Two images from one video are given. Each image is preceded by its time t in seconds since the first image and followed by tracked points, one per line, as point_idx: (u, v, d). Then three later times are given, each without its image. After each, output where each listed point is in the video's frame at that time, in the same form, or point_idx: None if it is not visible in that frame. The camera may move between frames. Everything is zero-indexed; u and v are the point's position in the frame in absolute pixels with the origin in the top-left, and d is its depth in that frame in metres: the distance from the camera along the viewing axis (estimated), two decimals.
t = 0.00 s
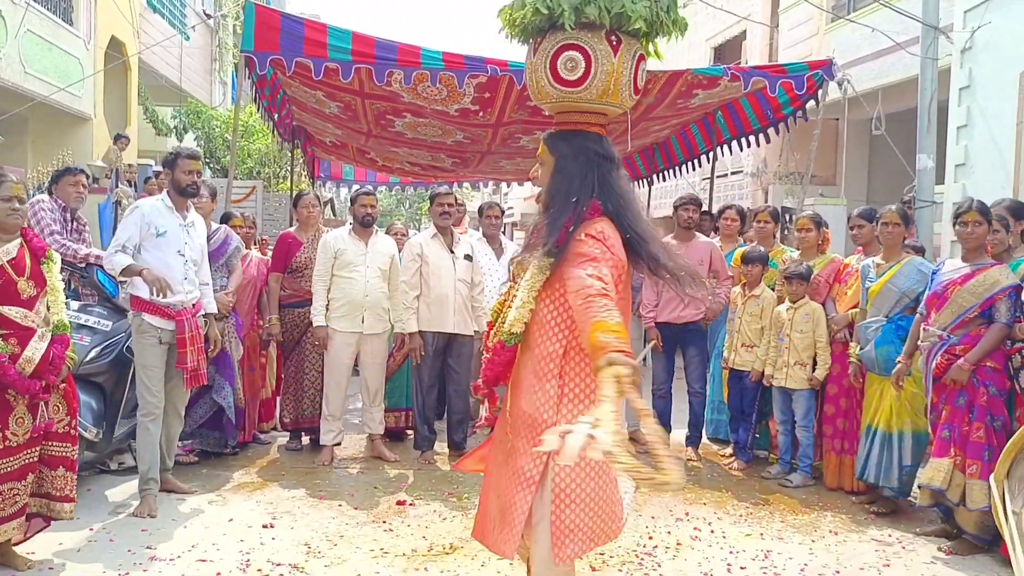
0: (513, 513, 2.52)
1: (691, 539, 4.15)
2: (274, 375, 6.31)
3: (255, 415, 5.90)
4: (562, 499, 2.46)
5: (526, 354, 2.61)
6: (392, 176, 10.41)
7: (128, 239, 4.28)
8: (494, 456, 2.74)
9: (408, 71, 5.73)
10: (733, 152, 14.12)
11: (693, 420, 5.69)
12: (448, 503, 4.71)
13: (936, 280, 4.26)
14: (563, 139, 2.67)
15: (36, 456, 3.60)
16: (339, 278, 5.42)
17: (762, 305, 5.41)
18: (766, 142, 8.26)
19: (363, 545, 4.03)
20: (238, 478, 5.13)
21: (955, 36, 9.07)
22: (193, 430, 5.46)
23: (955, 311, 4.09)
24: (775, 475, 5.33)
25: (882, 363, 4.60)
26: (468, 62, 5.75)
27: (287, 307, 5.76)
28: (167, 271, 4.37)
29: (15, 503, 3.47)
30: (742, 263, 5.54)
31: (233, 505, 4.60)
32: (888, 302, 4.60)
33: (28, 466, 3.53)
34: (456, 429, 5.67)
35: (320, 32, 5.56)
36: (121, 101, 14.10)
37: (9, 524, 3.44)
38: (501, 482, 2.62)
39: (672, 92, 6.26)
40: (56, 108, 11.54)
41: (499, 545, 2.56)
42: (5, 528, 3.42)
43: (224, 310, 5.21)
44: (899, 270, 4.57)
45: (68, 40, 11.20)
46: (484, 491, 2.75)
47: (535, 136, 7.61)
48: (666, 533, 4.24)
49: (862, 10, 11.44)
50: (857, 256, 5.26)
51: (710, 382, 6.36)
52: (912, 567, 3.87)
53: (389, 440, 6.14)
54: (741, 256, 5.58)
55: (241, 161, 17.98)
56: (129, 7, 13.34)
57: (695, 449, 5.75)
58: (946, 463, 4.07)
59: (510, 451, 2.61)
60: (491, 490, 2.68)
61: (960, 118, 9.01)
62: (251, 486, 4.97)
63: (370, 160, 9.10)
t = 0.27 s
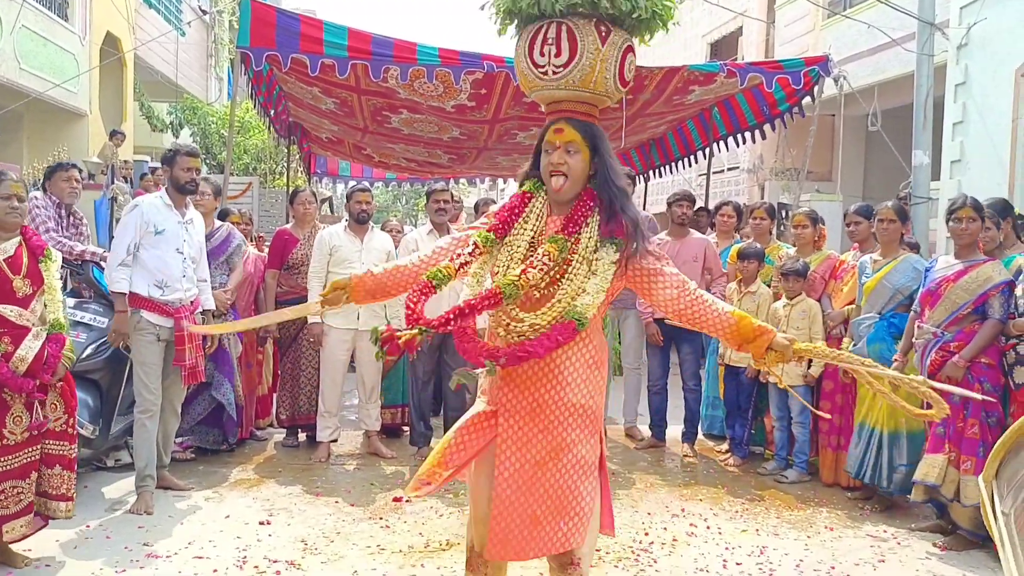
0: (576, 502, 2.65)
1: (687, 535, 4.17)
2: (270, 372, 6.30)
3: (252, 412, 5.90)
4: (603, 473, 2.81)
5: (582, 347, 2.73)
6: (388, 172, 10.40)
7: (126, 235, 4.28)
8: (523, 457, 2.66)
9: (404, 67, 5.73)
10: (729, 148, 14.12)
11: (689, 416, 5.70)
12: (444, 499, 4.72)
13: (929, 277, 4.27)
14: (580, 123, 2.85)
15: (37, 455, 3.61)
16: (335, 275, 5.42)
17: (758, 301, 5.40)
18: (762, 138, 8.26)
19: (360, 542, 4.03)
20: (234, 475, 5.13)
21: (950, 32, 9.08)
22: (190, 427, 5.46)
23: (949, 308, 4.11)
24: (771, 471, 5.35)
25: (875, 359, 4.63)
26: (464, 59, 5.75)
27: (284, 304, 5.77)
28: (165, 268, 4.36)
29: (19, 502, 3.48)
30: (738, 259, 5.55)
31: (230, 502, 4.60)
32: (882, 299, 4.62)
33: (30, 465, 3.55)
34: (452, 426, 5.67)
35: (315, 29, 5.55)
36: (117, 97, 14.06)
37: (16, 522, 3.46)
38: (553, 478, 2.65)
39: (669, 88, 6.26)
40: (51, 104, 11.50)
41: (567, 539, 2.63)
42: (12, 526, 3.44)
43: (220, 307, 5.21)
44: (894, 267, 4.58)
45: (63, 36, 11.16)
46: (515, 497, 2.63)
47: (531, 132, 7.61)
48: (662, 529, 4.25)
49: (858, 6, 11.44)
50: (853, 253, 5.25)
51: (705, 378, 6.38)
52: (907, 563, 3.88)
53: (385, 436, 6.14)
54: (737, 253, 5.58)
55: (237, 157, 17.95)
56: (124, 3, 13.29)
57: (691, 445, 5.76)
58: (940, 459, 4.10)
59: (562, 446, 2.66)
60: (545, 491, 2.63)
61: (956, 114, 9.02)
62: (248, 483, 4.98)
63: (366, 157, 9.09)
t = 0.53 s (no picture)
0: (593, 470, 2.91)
1: (683, 532, 4.17)
2: (267, 369, 6.30)
3: (249, 409, 5.90)
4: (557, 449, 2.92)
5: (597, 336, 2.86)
6: (385, 169, 10.40)
7: (122, 232, 4.27)
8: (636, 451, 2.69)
9: (400, 64, 5.72)
10: (726, 145, 14.13)
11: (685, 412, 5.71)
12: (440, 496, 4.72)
13: (923, 274, 4.27)
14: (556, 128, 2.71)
15: (32, 453, 3.59)
16: (331, 271, 5.42)
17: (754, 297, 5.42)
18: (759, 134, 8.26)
19: (356, 538, 4.04)
20: (231, 472, 5.13)
21: (947, 28, 9.09)
22: (187, 424, 5.46)
23: (942, 304, 4.11)
24: (767, 468, 5.36)
25: (867, 357, 4.62)
26: (461, 55, 5.74)
27: (280, 301, 5.77)
28: (160, 266, 4.35)
29: (14, 500, 3.47)
30: (733, 256, 5.56)
31: (226, 499, 4.60)
32: (878, 295, 4.63)
33: (24, 463, 3.54)
34: (448, 423, 5.67)
35: (311, 25, 5.54)
36: (112, 93, 14.03)
37: (9, 520, 3.45)
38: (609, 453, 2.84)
39: (665, 84, 6.25)
40: (46, 101, 11.47)
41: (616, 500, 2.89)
42: (4, 524, 3.43)
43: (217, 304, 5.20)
44: (889, 264, 4.59)
45: (59, 33, 11.13)
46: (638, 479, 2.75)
47: (528, 128, 7.61)
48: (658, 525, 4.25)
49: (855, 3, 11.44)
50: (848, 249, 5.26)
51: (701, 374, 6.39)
52: (902, 559, 3.89)
53: (382, 433, 6.14)
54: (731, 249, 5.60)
55: (234, 154, 17.94)
56: None
57: (687, 442, 5.77)
58: (932, 454, 4.11)
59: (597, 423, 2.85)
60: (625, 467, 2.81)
61: (952, 111, 9.03)
62: (244, 480, 4.98)
63: (363, 153, 9.08)
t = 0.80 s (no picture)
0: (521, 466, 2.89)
1: (680, 529, 4.18)
2: (264, 367, 6.29)
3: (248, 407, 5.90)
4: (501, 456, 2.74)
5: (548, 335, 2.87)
6: (382, 167, 10.39)
7: (122, 229, 4.27)
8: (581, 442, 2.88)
9: (398, 62, 5.71)
10: (724, 142, 14.13)
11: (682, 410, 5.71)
12: (437, 494, 4.72)
13: (919, 271, 4.28)
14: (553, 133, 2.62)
15: (27, 451, 3.58)
16: (328, 269, 5.41)
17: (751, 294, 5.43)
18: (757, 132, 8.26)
19: (353, 536, 4.04)
20: (228, 470, 5.13)
21: (943, 26, 9.09)
22: (185, 422, 5.46)
23: (938, 301, 4.12)
24: (763, 465, 5.36)
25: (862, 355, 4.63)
26: (458, 53, 5.73)
27: (278, 299, 5.76)
28: (158, 264, 4.35)
29: (7, 499, 3.47)
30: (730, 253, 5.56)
31: (223, 497, 4.60)
32: (874, 292, 4.63)
33: (18, 462, 3.52)
34: (445, 421, 5.67)
35: (308, 23, 5.53)
36: (109, 92, 14.01)
37: (4, 518, 3.46)
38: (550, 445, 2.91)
39: (662, 82, 6.25)
40: (43, 99, 11.45)
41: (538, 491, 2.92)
42: None
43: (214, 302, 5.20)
44: (885, 261, 4.59)
45: (55, 31, 11.11)
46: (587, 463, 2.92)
47: (525, 126, 7.61)
48: (655, 523, 4.26)
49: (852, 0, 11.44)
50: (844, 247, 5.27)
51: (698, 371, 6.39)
52: (899, 556, 3.90)
53: (379, 431, 6.14)
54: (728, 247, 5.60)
55: (231, 152, 17.93)
56: None
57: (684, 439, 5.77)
58: (929, 451, 4.12)
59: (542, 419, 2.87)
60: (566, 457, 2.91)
61: (949, 108, 9.03)
62: (241, 478, 4.97)
63: (360, 151, 9.07)
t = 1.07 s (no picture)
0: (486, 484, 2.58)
1: (677, 527, 4.18)
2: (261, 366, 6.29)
3: (248, 405, 5.89)
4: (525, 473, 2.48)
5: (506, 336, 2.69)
6: (379, 164, 10.38)
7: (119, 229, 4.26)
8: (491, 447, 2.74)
9: (394, 60, 5.71)
10: (721, 140, 14.13)
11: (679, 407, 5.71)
12: (435, 493, 4.72)
13: (916, 269, 4.28)
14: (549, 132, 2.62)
15: (24, 451, 3.58)
16: (324, 268, 5.41)
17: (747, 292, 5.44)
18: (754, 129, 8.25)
19: (351, 535, 4.04)
20: (225, 469, 5.13)
21: (940, 23, 9.10)
22: (184, 421, 5.46)
23: (935, 298, 4.12)
24: (762, 462, 5.36)
25: (852, 353, 4.65)
26: (454, 51, 5.73)
27: (275, 297, 5.75)
28: (157, 263, 4.34)
29: (5, 499, 3.45)
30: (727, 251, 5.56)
31: (221, 496, 4.60)
32: (865, 290, 4.63)
33: (16, 461, 3.53)
34: (442, 419, 5.67)
35: (305, 21, 5.52)
36: (106, 89, 13.98)
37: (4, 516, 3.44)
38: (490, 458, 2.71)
39: (659, 80, 6.25)
40: (39, 97, 11.43)
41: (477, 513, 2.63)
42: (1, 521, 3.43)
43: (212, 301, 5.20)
44: (879, 260, 4.59)
45: (51, 29, 11.09)
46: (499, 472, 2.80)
47: (522, 124, 7.60)
48: (652, 520, 4.26)
49: None
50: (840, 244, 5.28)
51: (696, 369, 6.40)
52: (896, 553, 3.91)
53: (376, 430, 6.14)
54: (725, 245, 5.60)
55: (228, 150, 17.91)
56: None
57: (682, 436, 5.78)
58: (926, 449, 4.12)
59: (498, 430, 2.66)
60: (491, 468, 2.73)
61: (945, 105, 9.04)
62: (239, 477, 4.97)
63: (357, 149, 9.06)
